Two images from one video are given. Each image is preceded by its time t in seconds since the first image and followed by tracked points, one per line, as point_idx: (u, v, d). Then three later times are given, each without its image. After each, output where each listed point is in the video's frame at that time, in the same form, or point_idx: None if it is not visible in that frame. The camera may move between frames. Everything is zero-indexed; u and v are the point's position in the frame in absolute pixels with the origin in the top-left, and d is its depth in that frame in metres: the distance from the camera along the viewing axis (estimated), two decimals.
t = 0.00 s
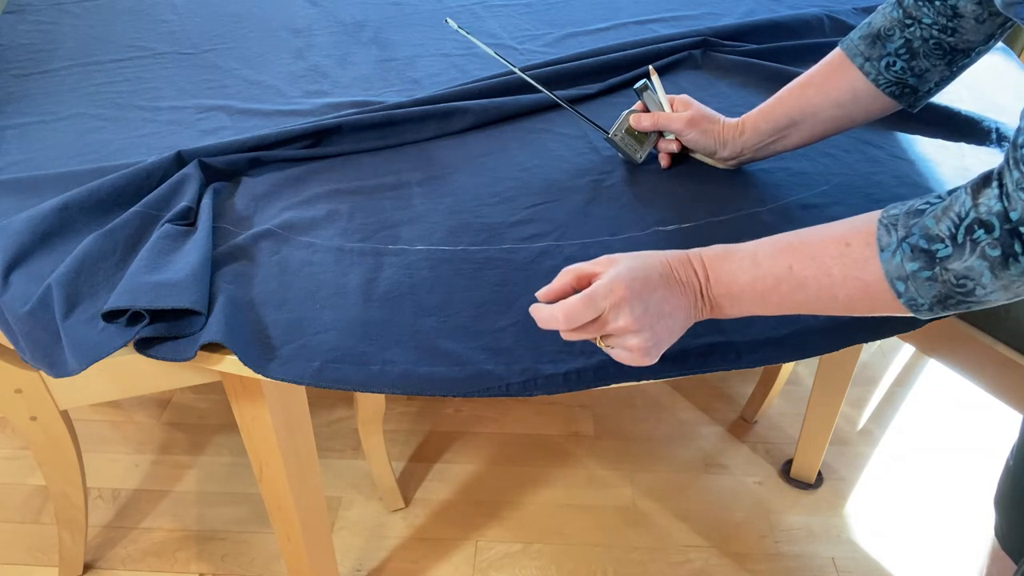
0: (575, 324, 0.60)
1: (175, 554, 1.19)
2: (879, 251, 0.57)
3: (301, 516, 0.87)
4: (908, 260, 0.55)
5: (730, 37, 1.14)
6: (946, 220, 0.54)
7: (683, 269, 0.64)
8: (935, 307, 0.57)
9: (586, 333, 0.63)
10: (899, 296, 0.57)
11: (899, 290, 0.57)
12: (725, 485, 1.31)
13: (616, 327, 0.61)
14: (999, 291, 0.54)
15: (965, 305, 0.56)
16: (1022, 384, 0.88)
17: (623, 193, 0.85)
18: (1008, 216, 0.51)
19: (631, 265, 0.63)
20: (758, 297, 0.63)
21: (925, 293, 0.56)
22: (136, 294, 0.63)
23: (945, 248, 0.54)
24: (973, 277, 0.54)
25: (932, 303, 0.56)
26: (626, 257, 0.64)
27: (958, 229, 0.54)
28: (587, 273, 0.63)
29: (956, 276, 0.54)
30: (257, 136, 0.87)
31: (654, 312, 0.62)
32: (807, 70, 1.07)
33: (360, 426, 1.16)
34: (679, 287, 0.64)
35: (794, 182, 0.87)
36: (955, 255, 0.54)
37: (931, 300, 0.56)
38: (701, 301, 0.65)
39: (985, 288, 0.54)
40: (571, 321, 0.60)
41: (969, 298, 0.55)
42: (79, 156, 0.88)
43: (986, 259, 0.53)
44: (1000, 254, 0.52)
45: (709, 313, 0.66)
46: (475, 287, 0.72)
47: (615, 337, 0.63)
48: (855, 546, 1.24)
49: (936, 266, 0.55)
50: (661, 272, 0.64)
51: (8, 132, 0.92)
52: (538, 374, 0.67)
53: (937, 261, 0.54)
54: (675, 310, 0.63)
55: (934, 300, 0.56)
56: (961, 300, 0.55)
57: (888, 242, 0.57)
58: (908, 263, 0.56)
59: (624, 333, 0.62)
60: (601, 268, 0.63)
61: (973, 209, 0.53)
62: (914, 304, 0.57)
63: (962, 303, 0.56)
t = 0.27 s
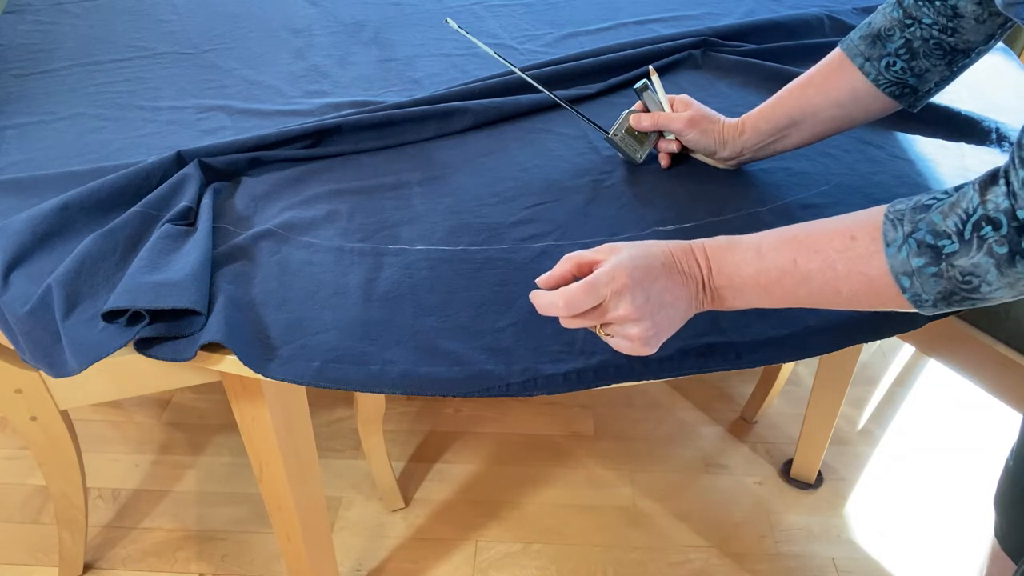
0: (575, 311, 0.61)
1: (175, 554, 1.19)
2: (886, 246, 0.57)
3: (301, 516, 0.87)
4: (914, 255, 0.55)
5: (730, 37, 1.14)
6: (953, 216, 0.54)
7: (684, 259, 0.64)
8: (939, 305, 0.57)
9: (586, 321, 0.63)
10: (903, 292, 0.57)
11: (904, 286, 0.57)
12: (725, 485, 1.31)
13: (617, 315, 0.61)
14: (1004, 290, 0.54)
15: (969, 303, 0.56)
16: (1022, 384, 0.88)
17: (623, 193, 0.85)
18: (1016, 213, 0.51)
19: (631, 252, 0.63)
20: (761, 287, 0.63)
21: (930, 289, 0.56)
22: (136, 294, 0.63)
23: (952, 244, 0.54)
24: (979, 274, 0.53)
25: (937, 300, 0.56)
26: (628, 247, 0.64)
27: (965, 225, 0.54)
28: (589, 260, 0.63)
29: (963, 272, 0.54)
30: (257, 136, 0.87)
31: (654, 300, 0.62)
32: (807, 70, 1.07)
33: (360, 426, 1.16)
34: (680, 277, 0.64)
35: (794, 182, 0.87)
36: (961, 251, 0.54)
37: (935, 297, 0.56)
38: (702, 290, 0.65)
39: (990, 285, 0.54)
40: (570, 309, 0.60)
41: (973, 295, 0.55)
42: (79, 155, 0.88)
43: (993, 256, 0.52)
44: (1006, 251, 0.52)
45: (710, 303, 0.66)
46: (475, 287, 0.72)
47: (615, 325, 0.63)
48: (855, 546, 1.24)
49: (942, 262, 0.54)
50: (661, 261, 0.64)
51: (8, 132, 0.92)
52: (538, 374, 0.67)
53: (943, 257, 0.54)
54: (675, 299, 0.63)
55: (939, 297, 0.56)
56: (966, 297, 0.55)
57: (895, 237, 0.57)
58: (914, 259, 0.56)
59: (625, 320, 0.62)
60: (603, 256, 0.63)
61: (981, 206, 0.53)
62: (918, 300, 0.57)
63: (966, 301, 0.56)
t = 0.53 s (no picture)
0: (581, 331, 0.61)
1: (175, 554, 1.19)
2: (881, 251, 0.57)
3: (301, 516, 0.87)
4: (909, 260, 0.55)
5: (730, 37, 1.14)
6: (947, 219, 0.55)
7: (685, 272, 0.64)
8: (938, 307, 0.57)
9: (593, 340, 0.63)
10: (901, 295, 0.57)
11: (902, 290, 0.57)
12: (725, 485, 1.31)
13: (620, 333, 0.61)
14: (1002, 290, 0.54)
15: (968, 304, 0.56)
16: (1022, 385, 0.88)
17: (623, 193, 0.85)
18: (1009, 214, 0.51)
19: (633, 270, 0.63)
20: (764, 298, 0.63)
21: (928, 292, 0.56)
22: (136, 294, 0.63)
23: (947, 247, 0.54)
24: (975, 276, 0.53)
25: (935, 303, 0.56)
26: (628, 263, 0.64)
27: (959, 227, 0.54)
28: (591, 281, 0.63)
29: (959, 275, 0.54)
30: (258, 136, 0.87)
31: (658, 316, 0.62)
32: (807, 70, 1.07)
33: (360, 426, 1.16)
34: (682, 291, 0.64)
35: (794, 182, 0.87)
36: (957, 254, 0.54)
37: (934, 299, 0.56)
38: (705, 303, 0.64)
39: (988, 286, 0.54)
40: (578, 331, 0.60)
41: (971, 297, 0.55)
42: (79, 155, 0.88)
43: (988, 257, 0.53)
44: (1002, 252, 0.52)
45: (714, 315, 0.65)
46: (475, 287, 0.72)
47: (621, 342, 0.63)
48: (855, 546, 1.23)
49: (938, 265, 0.55)
50: (663, 275, 0.64)
51: (8, 132, 0.92)
52: (538, 374, 0.67)
53: (939, 259, 0.54)
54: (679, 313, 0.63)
55: (937, 299, 0.56)
56: (964, 298, 0.55)
57: (890, 242, 0.57)
58: (910, 263, 0.56)
59: (630, 339, 0.62)
60: (605, 274, 0.63)
61: (975, 208, 0.53)
62: (916, 303, 0.57)
63: (965, 302, 0.56)
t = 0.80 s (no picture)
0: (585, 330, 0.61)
1: (175, 554, 1.19)
2: (883, 250, 0.57)
3: (301, 516, 0.87)
4: (912, 259, 0.55)
5: (730, 37, 1.14)
6: (950, 218, 0.55)
7: (688, 271, 0.64)
8: (941, 306, 0.57)
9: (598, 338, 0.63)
10: (904, 294, 0.57)
11: (904, 289, 0.57)
12: (725, 485, 1.31)
13: (624, 331, 0.61)
14: (1005, 289, 0.54)
15: (972, 304, 0.56)
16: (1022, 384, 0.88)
17: (622, 193, 0.85)
18: (1012, 214, 0.51)
19: (637, 269, 0.64)
20: (768, 295, 0.63)
21: (930, 292, 0.56)
22: (136, 294, 0.63)
23: (949, 246, 0.54)
24: (977, 275, 0.53)
25: (938, 302, 0.56)
26: (633, 262, 0.64)
27: (961, 227, 0.54)
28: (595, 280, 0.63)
29: (962, 272, 0.54)
30: (258, 136, 0.87)
31: (661, 314, 0.62)
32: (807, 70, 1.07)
33: (359, 426, 1.16)
34: (686, 289, 0.64)
35: (793, 182, 0.87)
36: (959, 253, 0.54)
37: (936, 298, 0.56)
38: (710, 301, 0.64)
39: (990, 285, 0.53)
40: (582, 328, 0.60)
41: (975, 296, 0.55)
42: (79, 155, 0.87)
43: (990, 256, 0.52)
44: (1003, 252, 0.52)
45: (719, 313, 0.65)
46: (474, 287, 0.72)
47: (625, 340, 0.63)
48: (855, 546, 1.23)
49: (940, 265, 0.54)
50: (666, 274, 0.64)
51: (8, 132, 0.92)
52: (538, 374, 0.67)
53: (942, 257, 0.54)
54: (683, 311, 0.63)
55: (940, 299, 0.56)
56: (967, 298, 0.55)
57: (892, 241, 0.57)
58: (912, 262, 0.56)
59: (634, 338, 0.62)
60: (609, 273, 0.63)
61: (977, 208, 0.53)
62: (919, 302, 0.57)
63: (968, 301, 0.55)
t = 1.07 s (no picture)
0: (551, 203, 0.71)
1: (175, 554, 1.19)
2: (802, 196, 0.55)
3: (301, 516, 0.87)
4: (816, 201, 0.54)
5: (730, 37, 1.14)
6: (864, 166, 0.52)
7: (672, 188, 0.65)
8: (835, 261, 0.54)
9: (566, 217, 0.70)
10: (804, 241, 0.55)
11: (806, 234, 0.55)
12: (725, 485, 1.31)
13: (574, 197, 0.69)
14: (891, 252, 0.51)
15: (863, 265, 0.53)
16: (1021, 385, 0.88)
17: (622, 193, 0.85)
18: (918, 168, 0.48)
19: (642, 175, 0.67)
20: (711, 216, 0.61)
21: (824, 238, 0.53)
22: (136, 294, 0.63)
23: (851, 193, 0.52)
24: (865, 228, 0.51)
25: (830, 254, 0.54)
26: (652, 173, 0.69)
27: (869, 176, 0.51)
28: (608, 168, 0.69)
29: (850, 220, 0.52)
30: (258, 136, 0.87)
31: (618, 203, 0.66)
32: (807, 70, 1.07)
33: (360, 426, 1.16)
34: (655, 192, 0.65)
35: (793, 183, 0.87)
36: (856, 201, 0.51)
37: (830, 249, 0.54)
38: (673, 216, 0.64)
39: (875, 240, 0.51)
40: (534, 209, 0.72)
41: (862, 253, 0.52)
42: (78, 155, 0.88)
43: (882, 209, 0.50)
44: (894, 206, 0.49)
45: (667, 236, 0.64)
46: (474, 287, 0.72)
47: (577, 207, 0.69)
48: (855, 546, 1.23)
49: (838, 209, 0.52)
50: (652, 185, 0.66)
51: (8, 132, 0.92)
52: (538, 374, 0.67)
53: (840, 202, 0.52)
54: (639, 215, 0.65)
55: (832, 250, 0.53)
56: (856, 253, 0.52)
57: (811, 187, 0.55)
58: (817, 205, 0.54)
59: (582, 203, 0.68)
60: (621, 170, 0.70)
61: (892, 162, 0.51)
62: (814, 251, 0.55)
63: (858, 259, 0.53)
